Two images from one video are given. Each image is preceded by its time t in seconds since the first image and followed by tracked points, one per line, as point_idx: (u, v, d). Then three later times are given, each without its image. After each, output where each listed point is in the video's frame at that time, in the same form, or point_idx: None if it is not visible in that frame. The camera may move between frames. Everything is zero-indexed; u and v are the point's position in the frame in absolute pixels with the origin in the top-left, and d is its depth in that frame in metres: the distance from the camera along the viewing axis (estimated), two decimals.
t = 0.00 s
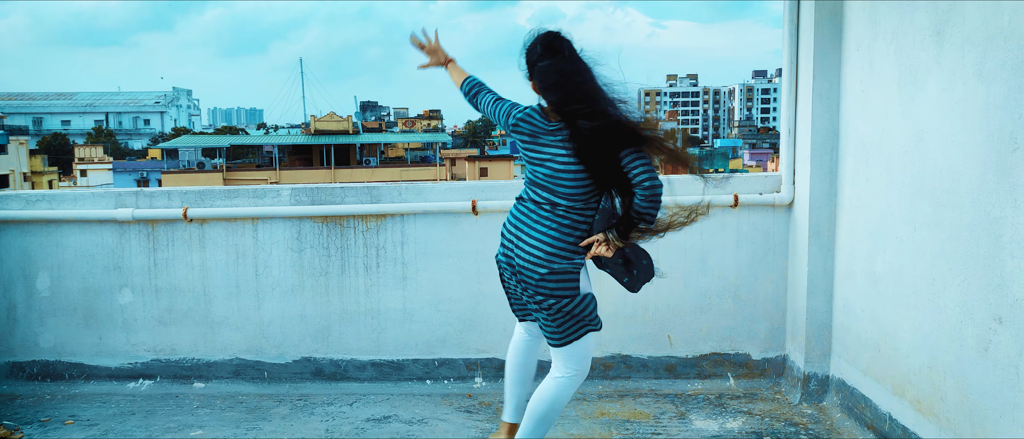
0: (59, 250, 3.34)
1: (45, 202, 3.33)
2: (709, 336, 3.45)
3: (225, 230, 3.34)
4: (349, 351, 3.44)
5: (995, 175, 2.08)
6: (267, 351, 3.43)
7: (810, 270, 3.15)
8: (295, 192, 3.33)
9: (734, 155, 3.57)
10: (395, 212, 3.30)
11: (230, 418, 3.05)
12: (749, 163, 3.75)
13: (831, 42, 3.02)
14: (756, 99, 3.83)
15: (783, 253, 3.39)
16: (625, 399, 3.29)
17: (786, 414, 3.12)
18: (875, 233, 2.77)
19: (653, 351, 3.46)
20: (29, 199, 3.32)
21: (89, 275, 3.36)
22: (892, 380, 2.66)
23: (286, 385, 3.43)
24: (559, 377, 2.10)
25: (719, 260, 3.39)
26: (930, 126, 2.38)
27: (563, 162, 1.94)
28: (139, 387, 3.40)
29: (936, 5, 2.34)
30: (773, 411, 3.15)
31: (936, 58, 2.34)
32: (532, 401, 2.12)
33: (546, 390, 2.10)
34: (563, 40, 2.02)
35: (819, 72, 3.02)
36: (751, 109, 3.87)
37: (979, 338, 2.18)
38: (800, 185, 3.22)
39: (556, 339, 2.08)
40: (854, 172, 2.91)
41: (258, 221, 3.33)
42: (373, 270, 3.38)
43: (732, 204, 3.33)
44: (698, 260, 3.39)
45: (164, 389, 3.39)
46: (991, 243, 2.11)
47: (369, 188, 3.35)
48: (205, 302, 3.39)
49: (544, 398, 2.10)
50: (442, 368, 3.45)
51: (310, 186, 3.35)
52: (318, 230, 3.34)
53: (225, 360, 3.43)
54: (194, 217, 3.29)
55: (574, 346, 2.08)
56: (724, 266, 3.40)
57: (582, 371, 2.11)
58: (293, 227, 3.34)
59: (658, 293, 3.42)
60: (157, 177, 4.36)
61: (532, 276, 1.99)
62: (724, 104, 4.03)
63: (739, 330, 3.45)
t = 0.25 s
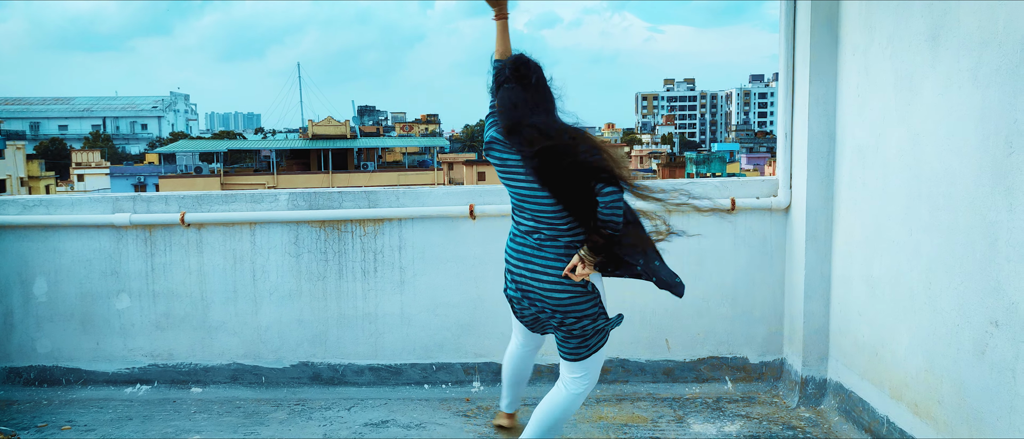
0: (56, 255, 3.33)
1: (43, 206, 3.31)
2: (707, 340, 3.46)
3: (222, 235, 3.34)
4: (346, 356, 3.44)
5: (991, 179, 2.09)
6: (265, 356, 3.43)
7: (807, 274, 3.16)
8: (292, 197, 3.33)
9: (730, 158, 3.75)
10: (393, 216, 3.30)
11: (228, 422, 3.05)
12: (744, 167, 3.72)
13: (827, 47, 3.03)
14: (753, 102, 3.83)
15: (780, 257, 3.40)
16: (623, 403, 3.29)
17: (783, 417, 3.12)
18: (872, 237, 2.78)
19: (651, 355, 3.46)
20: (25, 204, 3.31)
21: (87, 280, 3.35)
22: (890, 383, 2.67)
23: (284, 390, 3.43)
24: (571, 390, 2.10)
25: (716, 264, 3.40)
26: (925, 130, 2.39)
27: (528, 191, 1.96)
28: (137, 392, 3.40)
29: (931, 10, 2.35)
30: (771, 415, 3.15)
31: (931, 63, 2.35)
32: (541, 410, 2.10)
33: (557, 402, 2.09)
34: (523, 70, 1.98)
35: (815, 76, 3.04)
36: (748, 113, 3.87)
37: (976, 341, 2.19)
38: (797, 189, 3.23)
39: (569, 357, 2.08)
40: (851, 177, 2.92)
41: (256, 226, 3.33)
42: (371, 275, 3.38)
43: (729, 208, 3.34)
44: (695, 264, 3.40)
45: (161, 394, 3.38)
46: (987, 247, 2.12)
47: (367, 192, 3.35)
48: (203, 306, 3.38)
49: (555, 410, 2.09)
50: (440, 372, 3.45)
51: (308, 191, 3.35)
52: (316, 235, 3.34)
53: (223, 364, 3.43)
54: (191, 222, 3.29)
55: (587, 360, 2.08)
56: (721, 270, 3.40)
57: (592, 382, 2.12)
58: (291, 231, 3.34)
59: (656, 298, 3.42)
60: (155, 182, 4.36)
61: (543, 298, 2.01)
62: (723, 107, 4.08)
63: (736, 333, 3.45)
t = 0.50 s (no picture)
0: (58, 258, 3.34)
1: (44, 210, 3.32)
2: (708, 343, 3.45)
3: (224, 238, 3.34)
4: (348, 358, 3.44)
5: (992, 181, 2.09)
6: (267, 359, 3.43)
7: (809, 276, 3.16)
8: (294, 199, 3.32)
9: (731, 160, 3.81)
10: (394, 218, 3.31)
11: (230, 425, 3.05)
12: (747, 169, 3.72)
13: (828, 49, 3.03)
14: (755, 104, 3.78)
15: (782, 259, 3.40)
16: (625, 406, 3.29)
17: (785, 420, 3.12)
18: (873, 239, 2.78)
19: (653, 357, 3.46)
20: (27, 207, 3.32)
21: (89, 283, 3.36)
22: (892, 386, 2.67)
23: (285, 392, 3.43)
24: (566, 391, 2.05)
25: (718, 266, 3.40)
26: (926, 132, 2.39)
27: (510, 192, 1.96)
28: (139, 395, 3.40)
29: (932, 12, 2.36)
30: (773, 417, 3.15)
31: (932, 64, 2.36)
32: (536, 413, 2.06)
33: (551, 404, 2.05)
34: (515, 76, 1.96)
35: (816, 78, 3.04)
36: (750, 114, 3.83)
37: (977, 343, 2.19)
38: (798, 191, 3.23)
39: (567, 362, 2.03)
40: (852, 179, 2.92)
41: (257, 229, 3.34)
42: (372, 277, 3.38)
43: (730, 210, 3.34)
44: (696, 266, 3.40)
45: (163, 397, 3.39)
46: (989, 249, 2.12)
47: (368, 194, 3.35)
48: (204, 309, 3.38)
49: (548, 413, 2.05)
50: (442, 375, 3.45)
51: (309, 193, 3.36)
52: (317, 237, 3.34)
53: (225, 367, 3.43)
54: (193, 224, 3.29)
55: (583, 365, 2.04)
56: (723, 272, 3.40)
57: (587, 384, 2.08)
58: (293, 234, 3.34)
59: (657, 300, 3.42)
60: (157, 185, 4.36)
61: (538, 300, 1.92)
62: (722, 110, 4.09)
63: (738, 335, 3.45)
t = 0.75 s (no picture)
0: (58, 259, 3.34)
1: (45, 211, 3.34)
2: (708, 345, 3.45)
3: (224, 239, 3.34)
4: (348, 360, 3.44)
5: (991, 184, 2.09)
6: (266, 360, 3.43)
7: (809, 279, 3.16)
8: (294, 201, 3.32)
9: (731, 162, 3.74)
10: (394, 220, 3.31)
11: (229, 427, 3.05)
12: (748, 171, 3.67)
13: (828, 52, 3.03)
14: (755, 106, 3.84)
15: (782, 261, 3.39)
16: (624, 408, 3.28)
17: (785, 422, 3.11)
18: (873, 242, 2.78)
19: (653, 360, 3.46)
20: (28, 209, 3.33)
21: (89, 284, 3.36)
22: (892, 389, 2.66)
23: (285, 394, 3.43)
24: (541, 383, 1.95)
25: (718, 269, 3.40)
26: (926, 135, 2.40)
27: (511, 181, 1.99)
28: (138, 396, 3.40)
29: (932, 15, 2.36)
30: (772, 420, 3.14)
31: (932, 67, 2.36)
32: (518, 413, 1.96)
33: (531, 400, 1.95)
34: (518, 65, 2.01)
35: (816, 81, 3.04)
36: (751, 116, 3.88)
37: (977, 346, 2.19)
38: (798, 194, 3.23)
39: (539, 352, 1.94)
40: (852, 182, 2.92)
41: (257, 230, 3.34)
42: (372, 279, 3.38)
43: (730, 213, 3.34)
44: (696, 268, 3.40)
45: (163, 398, 3.39)
46: (989, 252, 2.12)
47: (368, 196, 3.35)
48: (204, 311, 3.38)
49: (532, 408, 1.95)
50: (441, 377, 3.45)
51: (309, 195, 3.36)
52: (317, 239, 3.34)
53: (224, 369, 3.43)
54: (193, 226, 3.29)
55: (554, 352, 1.93)
56: (723, 275, 3.40)
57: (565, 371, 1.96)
58: (293, 235, 3.34)
59: (657, 302, 3.42)
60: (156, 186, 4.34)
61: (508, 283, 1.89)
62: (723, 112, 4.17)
63: (738, 338, 3.45)
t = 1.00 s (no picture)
0: (53, 261, 3.33)
1: (39, 213, 3.32)
2: (704, 346, 3.46)
3: (219, 241, 3.34)
4: (343, 362, 3.43)
5: (985, 186, 2.10)
6: (262, 362, 3.42)
7: (804, 280, 3.17)
8: (290, 202, 3.32)
9: (727, 164, 3.85)
10: (390, 222, 3.31)
11: (224, 429, 3.04)
12: (743, 173, 3.85)
13: (823, 54, 3.04)
14: (750, 108, 3.76)
15: (777, 262, 3.40)
16: (620, 409, 3.29)
17: (780, 423, 3.12)
18: (868, 244, 2.79)
19: (649, 361, 3.46)
20: (22, 211, 3.32)
21: (83, 286, 3.35)
22: (887, 390, 2.67)
23: (280, 396, 3.42)
24: (538, 377, 1.92)
25: (714, 270, 3.40)
26: (921, 137, 2.40)
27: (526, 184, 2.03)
28: (133, 398, 3.39)
29: (926, 17, 2.37)
30: (768, 421, 3.15)
31: (926, 69, 2.37)
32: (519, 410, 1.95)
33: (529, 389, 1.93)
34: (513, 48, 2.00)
35: (812, 83, 3.05)
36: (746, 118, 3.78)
37: (971, 347, 2.20)
38: (793, 196, 3.24)
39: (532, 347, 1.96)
40: (847, 183, 2.93)
41: (253, 232, 3.33)
42: (368, 280, 3.38)
43: (725, 214, 3.34)
44: (692, 270, 3.40)
45: (158, 401, 3.38)
46: (982, 254, 2.13)
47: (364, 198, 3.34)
48: (199, 313, 3.38)
49: (532, 399, 1.92)
50: (437, 378, 3.44)
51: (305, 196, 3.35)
52: (313, 241, 3.34)
53: (219, 370, 3.42)
54: (188, 228, 3.29)
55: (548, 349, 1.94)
56: (718, 276, 3.41)
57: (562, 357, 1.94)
58: (289, 237, 3.34)
59: (653, 304, 3.42)
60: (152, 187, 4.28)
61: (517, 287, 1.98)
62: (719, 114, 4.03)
63: (733, 339, 3.46)
